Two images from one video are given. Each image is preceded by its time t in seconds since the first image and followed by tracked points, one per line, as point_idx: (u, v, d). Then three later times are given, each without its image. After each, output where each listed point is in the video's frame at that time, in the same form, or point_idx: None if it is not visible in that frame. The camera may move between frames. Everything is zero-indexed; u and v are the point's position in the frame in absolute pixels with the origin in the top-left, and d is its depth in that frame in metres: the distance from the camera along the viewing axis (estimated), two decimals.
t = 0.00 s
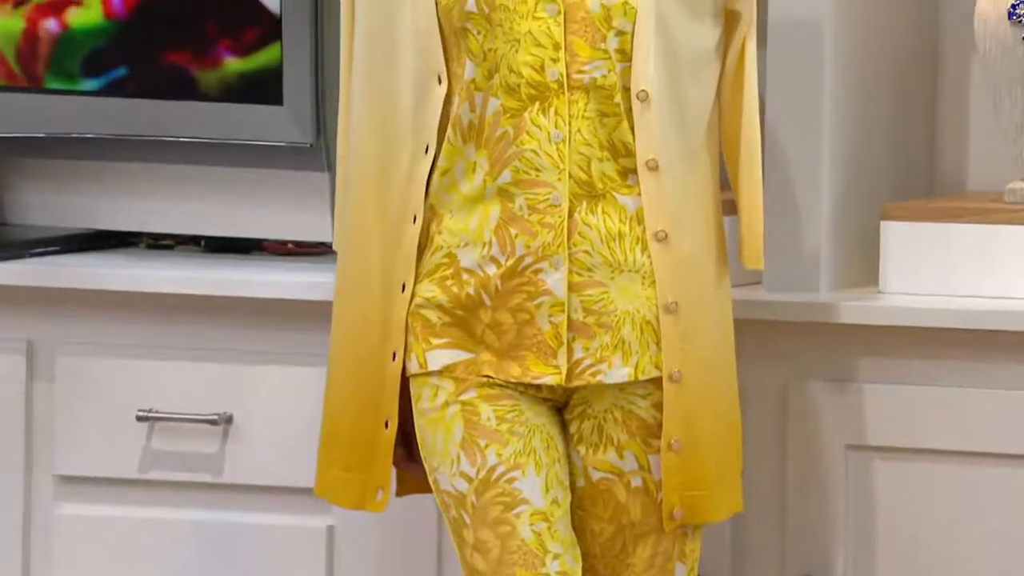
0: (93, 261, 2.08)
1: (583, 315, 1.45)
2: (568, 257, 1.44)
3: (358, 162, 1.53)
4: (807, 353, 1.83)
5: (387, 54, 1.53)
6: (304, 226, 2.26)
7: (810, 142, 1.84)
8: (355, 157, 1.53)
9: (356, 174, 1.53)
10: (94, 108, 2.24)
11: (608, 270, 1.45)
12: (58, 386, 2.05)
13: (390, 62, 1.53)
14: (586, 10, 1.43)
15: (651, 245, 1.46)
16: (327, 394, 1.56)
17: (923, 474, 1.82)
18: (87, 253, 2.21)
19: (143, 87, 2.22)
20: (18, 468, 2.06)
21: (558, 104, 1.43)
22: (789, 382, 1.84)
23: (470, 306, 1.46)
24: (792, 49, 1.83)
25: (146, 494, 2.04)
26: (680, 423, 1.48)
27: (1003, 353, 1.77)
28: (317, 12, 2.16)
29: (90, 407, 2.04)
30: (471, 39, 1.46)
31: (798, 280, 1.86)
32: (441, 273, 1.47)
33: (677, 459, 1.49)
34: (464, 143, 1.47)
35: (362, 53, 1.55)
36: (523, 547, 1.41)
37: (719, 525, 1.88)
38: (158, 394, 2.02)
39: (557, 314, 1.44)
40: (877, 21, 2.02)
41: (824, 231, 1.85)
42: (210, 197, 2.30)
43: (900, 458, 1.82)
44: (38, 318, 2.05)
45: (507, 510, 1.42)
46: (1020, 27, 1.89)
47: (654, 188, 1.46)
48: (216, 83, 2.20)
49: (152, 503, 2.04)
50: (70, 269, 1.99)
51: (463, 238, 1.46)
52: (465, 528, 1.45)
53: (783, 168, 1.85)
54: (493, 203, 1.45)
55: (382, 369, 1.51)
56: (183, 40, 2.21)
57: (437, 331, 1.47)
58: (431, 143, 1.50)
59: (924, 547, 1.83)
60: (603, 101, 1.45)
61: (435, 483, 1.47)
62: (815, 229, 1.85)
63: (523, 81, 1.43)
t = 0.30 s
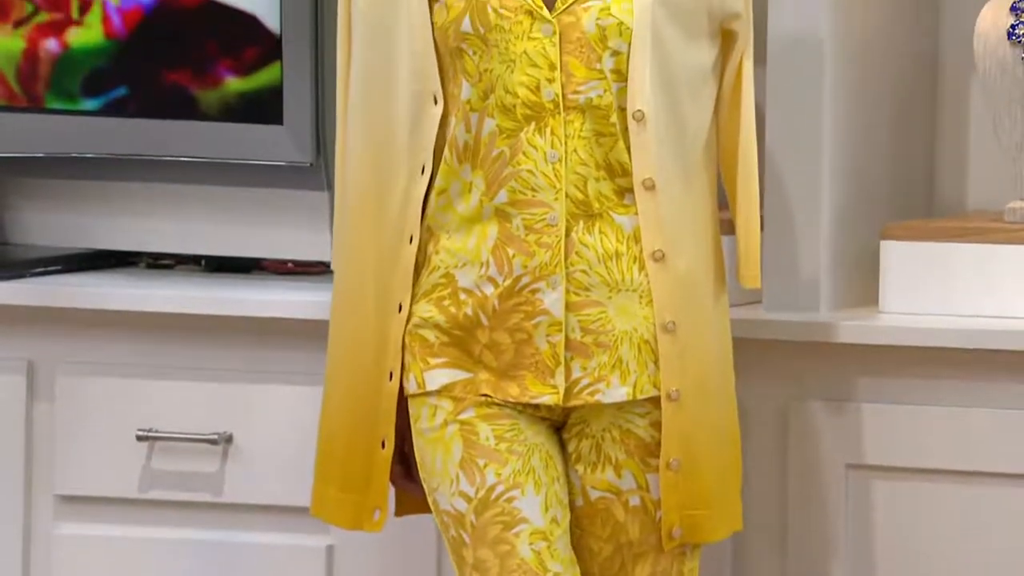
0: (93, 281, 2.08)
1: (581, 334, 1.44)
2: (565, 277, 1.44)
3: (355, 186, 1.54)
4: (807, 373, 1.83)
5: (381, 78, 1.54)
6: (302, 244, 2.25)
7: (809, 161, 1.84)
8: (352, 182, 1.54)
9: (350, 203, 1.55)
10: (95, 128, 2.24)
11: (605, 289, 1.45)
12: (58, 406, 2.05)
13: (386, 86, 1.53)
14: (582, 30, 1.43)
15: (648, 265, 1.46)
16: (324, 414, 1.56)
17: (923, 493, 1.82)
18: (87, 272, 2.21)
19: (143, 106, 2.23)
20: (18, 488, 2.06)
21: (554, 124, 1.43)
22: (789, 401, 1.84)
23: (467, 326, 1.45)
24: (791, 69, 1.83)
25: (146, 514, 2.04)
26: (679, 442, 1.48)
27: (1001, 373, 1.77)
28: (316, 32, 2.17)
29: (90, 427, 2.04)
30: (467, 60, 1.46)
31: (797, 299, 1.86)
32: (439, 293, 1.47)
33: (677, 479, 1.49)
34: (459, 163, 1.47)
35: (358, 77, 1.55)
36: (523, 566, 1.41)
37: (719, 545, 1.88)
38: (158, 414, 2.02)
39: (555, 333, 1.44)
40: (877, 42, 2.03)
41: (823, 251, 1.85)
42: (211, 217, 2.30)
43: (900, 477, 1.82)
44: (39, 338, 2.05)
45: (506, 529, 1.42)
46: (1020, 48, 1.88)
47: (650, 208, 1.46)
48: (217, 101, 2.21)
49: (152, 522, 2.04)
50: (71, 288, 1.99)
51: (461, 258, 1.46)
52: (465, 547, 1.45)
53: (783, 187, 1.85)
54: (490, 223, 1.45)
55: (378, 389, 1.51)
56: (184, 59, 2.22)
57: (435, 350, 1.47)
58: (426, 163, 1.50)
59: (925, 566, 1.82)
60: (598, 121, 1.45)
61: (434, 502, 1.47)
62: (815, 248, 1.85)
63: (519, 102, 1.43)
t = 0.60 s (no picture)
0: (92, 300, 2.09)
1: (580, 353, 1.44)
2: (563, 295, 1.43)
3: (354, 205, 1.54)
4: (806, 392, 1.83)
5: (383, 98, 1.55)
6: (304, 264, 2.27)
7: (808, 179, 1.84)
8: (351, 203, 1.55)
9: (350, 220, 1.55)
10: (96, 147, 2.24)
11: (604, 308, 1.45)
12: (58, 425, 2.05)
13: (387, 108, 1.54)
14: (579, 49, 1.43)
15: (646, 283, 1.46)
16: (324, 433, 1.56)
17: (922, 513, 1.81)
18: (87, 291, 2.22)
19: (143, 126, 2.23)
20: (18, 507, 2.06)
21: (552, 143, 1.43)
22: (789, 420, 1.84)
23: (466, 344, 1.45)
24: (790, 88, 1.84)
25: (145, 533, 2.04)
26: (679, 461, 1.48)
27: (1000, 392, 1.77)
28: (317, 51, 2.17)
29: (90, 446, 2.04)
30: (465, 79, 1.47)
31: (797, 318, 1.86)
32: (437, 312, 1.47)
33: (675, 497, 1.48)
34: (457, 182, 1.47)
35: (359, 98, 1.56)
36: None
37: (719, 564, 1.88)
38: (158, 433, 2.02)
39: (553, 352, 1.44)
40: (877, 63, 2.03)
41: (823, 270, 1.86)
42: (212, 236, 2.30)
43: (900, 496, 1.82)
44: (39, 357, 2.06)
45: (505, 548, 1.41)
46: (1019, 68, 1.88)
47: (649, 226, 1.46)
48: (217, 120, 2.21)
49: (152, 542, 2.04)
50: (71, 307, 1.99)
51: (459, 276, 1.46)
52: (464, 566, 1.44)
53: (783, 205, 1.85)
54: (488, 242, 1.45)
55: (378, 407, 1.52)
56: (184, 79, 2.22)
57: (433, 369, 1.47)
58: (426, 182, 1.50)
59: None
60: (596, 140, 1.45)
61: (433, 521, 1.47)
62: (816, 266, 1.85)
63: (517, 121, 1.43)
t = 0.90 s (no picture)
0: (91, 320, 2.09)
1: (576, 372, 1.44)
2: (560, 314, 1.43)
3: (352, 222, 1.54)
4: (805, 411, 1.83)
5: (379, 117, 1.55)
6: (304, 283, 2.27)
7: (808, 197, 1.84)
8: (348, 222, 1.55)
9: (347, 238, 1.55)
10: (96, 166, 2.24)
11: (601, 327, 1.44)
12: (57, 444, 2.05)
13: (383, 128, 1.54)
14: (576, 68, 1.43)
15: (644, 302, 1.46)
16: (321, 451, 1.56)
17: (922, 532, 1.81)
18: (87, 310, 2.22)
19: (143, 146, 2.23)
20: (17, 527, 2.06)
21: (549, 162, 1.44)
22: (788, 440, 1.84)
23: (463, 363, 1.45)
24: (790, 107, 1.84)
25: (145, 552, 2.04)
26: (675, 480, 1.47)
27: (1000, 411, 1.76)
28: (317, 71, 2.18)
29: (89, 465, 2.04)
30: (462, 98, 1.47)
31: (798, 337, 1.86)
32: (435, 331, 1.47)
33: (671, 516, 1.48)
34: (455, 202, 1.48)
35: (355, 117, 1.56)
36: None
37: None
38: (157, 452, 2.01)
39: (550, 371, 1.44)
40: (877, 83, 2.04)
41: (822, 290, 1.86)
42: (212, 255, 2.31)
43: (899, 516, 1.82)
44: (38, 377, 2.05)
45: (501, 568, 1.41)
46: (1019, 87, 1.88)
47: (646, 245, 1.46)
48: (217, 139, 2.21)
49: (152, 561, 2.04)
50: (70, 327, 2.00)
51: (456, 296, 1.46)
52: None
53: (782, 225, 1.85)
54: (485, 261, 1.46)
55: (375, 426, 1.51)
56: (184, 98, 2.22)
57: (431, 389, 1.47)
58: (421, 202, 1.50)
59: None
60: (594, 158, 1.45)
61: (430, 541, 1.47)
62: (815, 286, 1.85)
63: (514, 140, 1.43)
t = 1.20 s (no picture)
0: (92, 339, 2.09)
1: (575, 390, 1.44)
2: (557, 332, 1.43)
3: (348, 240, 1.55)
4: (805, 430, 1.83)
5: (376, 136, 1.55)
6: (304, 302, 2.27)
7: (807, 216, 1.84)
8: (348, 240, 1.55)
9: (343, 257, 1.55)
10: (97, 186, 2.25)
11: (598, 345, 1.44)
12: (58, 464, 2.05)
13: (380, 146, 1.54)
14: (572, 86, 1.43)
15: (642, 320, 1.46)
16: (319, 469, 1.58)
17: (922, 552, 1.81)
18: (87, 329, 2.22)
19: (143, 166, 2.24)
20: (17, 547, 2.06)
21: (546, 180, 1.44)
22: (788, 459, 1.84)
23: (460, 382, 1.45)
24: (790, 125, 1.84)
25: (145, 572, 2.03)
26: (674, 500, 1.48)
27: (998, 430, 1.76)
28: (317, 91, 2.18)
29: (89, 484, 2.04)
30: (458, 117, 1.47)
31: (797, 356, 1.86)
32: (433, 350, 1.47)
33: (669, 533, 1.48)
34: (451, 220, 1.47)
35: (352, 136, 1.56)
36: None
37: None
38: (157, 471, 2.01)
39: (547, 389, 1.44)
40: (877, 103, 2.05)
41: (823, 310, 1.85)
42: (212, 274, 2.31)
43: (899, 536, 1.82)
44: (39, 396, 2.06)
45: None
46: (1018, 107, 1.89)
47: (643, 264, 1.46)
48: (217, 159, 2.22)
49: None
50: (71, 346, 1.99)
51: (454, 314, 1.46)
52: None
53: (781, 243, 1.86)
54: (482, 280, 1.46)
55: (371, 443, 1.52)
56: (184, 118, 2.23)
57: (429, 409, 1.47)
58: (419, 222, 1.51)
59: None
60: (590, 176, 1.45)
61: (428, 560, 1.46)
62: (815, 304, 1.85)
63: (511, 158, 1.44)
